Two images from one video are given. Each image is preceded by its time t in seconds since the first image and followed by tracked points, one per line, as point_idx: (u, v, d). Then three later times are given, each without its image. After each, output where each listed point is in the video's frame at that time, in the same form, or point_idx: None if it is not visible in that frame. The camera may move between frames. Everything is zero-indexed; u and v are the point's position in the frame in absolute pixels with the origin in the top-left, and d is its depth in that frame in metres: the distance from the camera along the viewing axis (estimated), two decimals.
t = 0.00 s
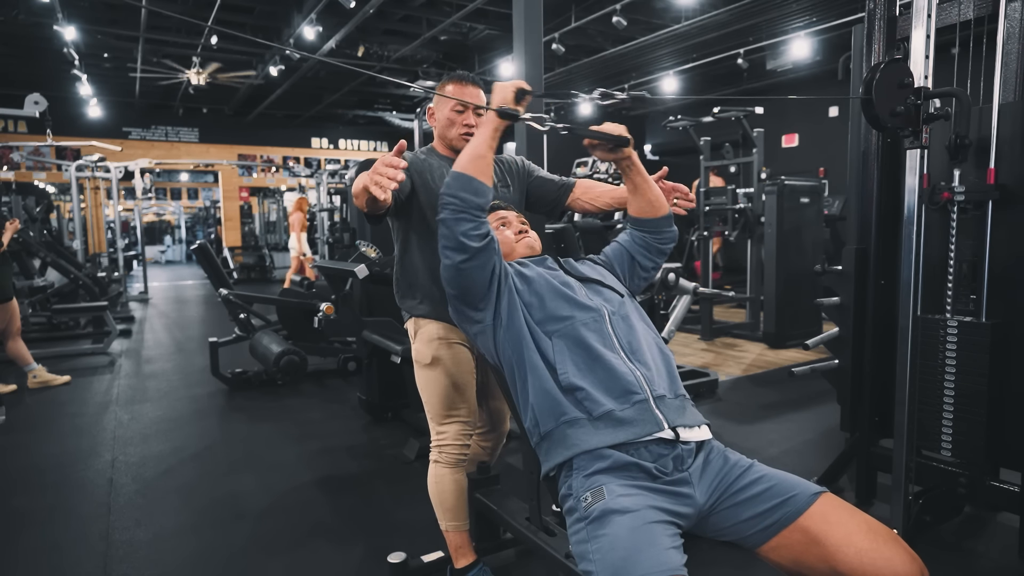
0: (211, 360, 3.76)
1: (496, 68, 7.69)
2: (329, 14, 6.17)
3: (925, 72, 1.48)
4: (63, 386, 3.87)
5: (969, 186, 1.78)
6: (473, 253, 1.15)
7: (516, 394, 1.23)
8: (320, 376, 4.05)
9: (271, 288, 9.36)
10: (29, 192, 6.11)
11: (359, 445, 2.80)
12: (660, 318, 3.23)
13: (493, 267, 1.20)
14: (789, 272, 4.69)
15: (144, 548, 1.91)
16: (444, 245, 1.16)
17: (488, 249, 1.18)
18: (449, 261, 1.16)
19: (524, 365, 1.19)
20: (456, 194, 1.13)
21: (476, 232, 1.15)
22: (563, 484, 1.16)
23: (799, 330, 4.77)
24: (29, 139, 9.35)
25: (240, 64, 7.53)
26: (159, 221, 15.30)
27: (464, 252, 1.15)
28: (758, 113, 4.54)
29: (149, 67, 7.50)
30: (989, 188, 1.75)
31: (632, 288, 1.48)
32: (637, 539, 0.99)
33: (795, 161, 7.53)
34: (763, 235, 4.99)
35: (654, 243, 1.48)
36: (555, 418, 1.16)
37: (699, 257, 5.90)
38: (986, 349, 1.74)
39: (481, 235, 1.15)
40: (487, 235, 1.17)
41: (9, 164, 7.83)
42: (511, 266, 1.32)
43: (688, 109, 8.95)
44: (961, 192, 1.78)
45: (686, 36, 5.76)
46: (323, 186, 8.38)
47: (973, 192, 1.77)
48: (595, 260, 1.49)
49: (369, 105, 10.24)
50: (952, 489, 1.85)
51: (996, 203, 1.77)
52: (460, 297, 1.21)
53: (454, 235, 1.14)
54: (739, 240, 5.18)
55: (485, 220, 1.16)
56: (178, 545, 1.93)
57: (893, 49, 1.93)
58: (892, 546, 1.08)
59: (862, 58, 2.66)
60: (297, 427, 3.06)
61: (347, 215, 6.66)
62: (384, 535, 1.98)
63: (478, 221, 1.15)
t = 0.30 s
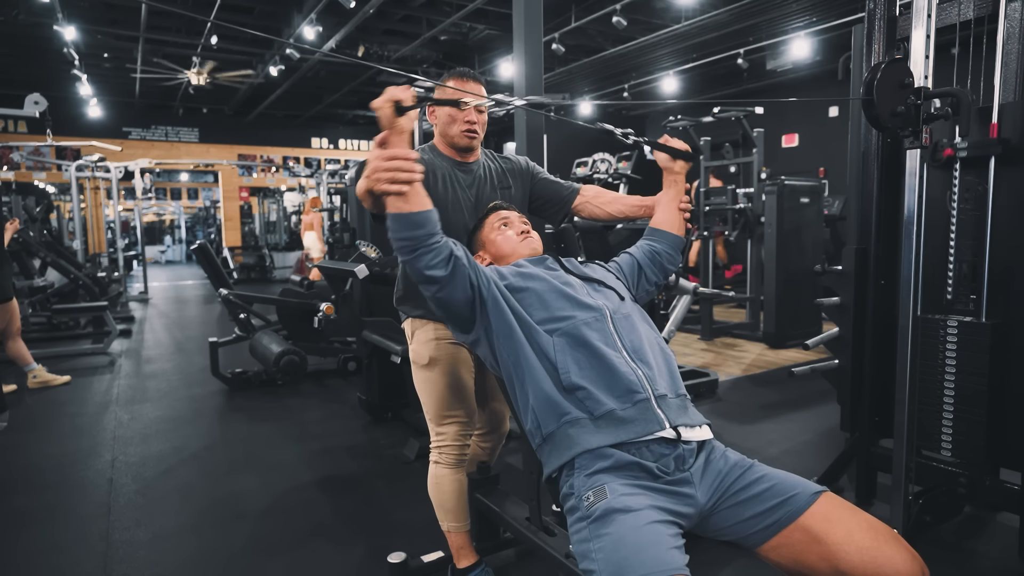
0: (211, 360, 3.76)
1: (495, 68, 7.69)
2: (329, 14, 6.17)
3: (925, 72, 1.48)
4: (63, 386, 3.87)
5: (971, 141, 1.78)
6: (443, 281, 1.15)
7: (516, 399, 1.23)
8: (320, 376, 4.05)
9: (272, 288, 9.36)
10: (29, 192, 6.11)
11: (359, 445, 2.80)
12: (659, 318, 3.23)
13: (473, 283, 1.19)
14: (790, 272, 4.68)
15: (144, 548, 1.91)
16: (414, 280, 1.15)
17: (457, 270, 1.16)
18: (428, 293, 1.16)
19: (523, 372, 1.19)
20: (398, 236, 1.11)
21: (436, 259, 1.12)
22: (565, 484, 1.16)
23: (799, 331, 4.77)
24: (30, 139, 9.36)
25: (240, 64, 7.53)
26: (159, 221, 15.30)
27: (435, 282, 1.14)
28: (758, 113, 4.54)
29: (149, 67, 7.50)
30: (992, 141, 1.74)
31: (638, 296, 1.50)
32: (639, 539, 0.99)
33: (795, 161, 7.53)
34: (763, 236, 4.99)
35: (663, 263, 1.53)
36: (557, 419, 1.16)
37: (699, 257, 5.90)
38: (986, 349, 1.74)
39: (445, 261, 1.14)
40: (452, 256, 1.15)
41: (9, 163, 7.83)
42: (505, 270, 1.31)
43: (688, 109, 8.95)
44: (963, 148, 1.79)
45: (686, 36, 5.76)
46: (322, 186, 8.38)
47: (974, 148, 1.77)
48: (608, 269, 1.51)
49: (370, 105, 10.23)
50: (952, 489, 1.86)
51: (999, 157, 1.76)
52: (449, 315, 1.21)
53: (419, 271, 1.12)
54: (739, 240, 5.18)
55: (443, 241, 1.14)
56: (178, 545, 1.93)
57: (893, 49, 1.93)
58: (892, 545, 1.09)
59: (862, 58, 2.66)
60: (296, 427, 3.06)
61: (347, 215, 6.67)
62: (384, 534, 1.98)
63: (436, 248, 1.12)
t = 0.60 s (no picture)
0: (211, 360, 3.76)
1: (495, 68, 7.69)
2: (329, 15, 6.17)
3: (925, 72, 1.48)
4: (63, 386, 3.87)
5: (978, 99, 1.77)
6: (407, 315, 1.18)
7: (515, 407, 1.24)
8: (320, 376, 4.05)
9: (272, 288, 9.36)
10: (29, 192, 6.11)
11: (359, 445, 2.80)
12: (660, 318, 3.23)
13: (440, 306, 1.22)
14: (790, 272, 4.69)
15: (144, 548, 1.91)
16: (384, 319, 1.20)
17: (415, 301, 1.19)
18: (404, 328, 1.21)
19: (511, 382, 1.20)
20: (352, 296, 1.12)
21: (389, 297, 1.15)
22: (564, 484, 1.16)
23: (799, 330, 4.77)
24: (30, 139, 9.36)
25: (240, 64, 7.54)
26: (159, 221, 15.30)
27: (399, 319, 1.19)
28: (758, 113, 4.54)
29: (149, 67, 7.50)
30: (997, 99, 1.74)
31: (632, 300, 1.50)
32: (636, 540, 0.99)
33: (795, 161, 7.53)
34: (763, 235, 4.99)
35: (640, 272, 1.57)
36: (551, 420, 1.16)
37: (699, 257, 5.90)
38: (986, 349, 1.74)
39: (401, 298, 1.17)
40: (405, 290, 1.18)
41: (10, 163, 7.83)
42: (490, 275, 1.32)
43: (688, 109, 8.95)
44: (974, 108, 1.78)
45: (686, 36, 5.75)
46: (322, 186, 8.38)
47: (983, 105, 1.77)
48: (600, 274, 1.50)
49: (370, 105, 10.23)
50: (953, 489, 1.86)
51: (1000, 117, 1.76)
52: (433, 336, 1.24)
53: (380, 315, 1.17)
54: (739, 240, 5.18)
55: (392, 278, 1.16)
56: (178, 545, 1.93)
57: (893, 49, 1.93)
58: (891, 544, 1.09)
59: (862, 58, 2.66)
60: (296, 427, 3.06)
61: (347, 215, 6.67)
62: (384, 534, 1.98)
63: (387, 290, 1.15)
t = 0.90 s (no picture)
0: (211, 360, 3.76)
1: (495, 68, 7.69)
2: (328, 15, 6.17)
3: (925, 72, 1.47)
4: (63, 386, 3.87)
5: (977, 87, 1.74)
6: (397, 338, 1.22)
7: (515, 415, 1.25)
8: (320, 376, 4.05)
9: (272, 288, 9.36)
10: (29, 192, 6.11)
11: (359, 445, 2.80)
12: (660, 319, 3.23)
13: (430, 324, 1.26)
14: (790, 272, 4.69)
15: (144, 548, 1.91)
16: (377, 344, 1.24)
17: (403, 324, 1.23)
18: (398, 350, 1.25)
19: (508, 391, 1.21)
20: (342, 328, 1.18)
21: (376, 323, 1.19)
22: (562, 485, 1.16)
23: (799, 330, 4.77)
24: (30, 139, 9.37)
25: (240, 64, 7.54)
26: (158, 221, 15.30)
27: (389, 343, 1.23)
28: (758, 113, 4.54)
29: (149, 67, 7.51)
30: (998, 87, 1.70)
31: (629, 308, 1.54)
32: (634, 541, 0.99)
33: (795, 161, 7.53)
34: (763, 235, 4.99)
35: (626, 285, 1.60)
36: (548, 424, 1.16)
37: (699, 257, 5.90)
38: (986, 349, 1.74)
39: (387, 322, 1.21)
40: (391, 315, 1.22)
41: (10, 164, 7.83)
42: (484, 281, 1.33)
43: (687, 109, 8.95)
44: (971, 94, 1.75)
45: (685, 36, 5.75)
46: (323, 186, 8.37)
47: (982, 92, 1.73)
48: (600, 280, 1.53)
49: (369, 105, 10.23)
50: (952, 489, 1.86)
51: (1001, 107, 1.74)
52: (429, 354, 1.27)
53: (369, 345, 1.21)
54: (739, 240, 5.18)
55: (377, 305, 1.21)
56: (178, 545, 1.93)
57: (893, 49, 1.94)
58: (891, 545, 1.09)
59: (862, 58, 2.66)
60: (296, 427, 3.06)
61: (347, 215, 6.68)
62: (384, 534, 1.98)
63: (373, 318, 1.19)
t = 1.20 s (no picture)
0: (211, 360, 3.76)
1: (495, 68, 7.69)
2: (328, 14, 6.17)
3: (925, 72, 1.48)
4: (63, 386, 3.87)
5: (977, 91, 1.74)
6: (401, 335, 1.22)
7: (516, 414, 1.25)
8: (320, 376, 4.05)
9: (272, 288, 9.35)
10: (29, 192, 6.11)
11: (359, 445, 2.80)
12: (661, 319, 3.24)
13: (433, 322, 1.26)
14: (790, 272, 4.69)
15: (145, 548, 1.91)
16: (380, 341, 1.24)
17: (407, 320, 1.22)
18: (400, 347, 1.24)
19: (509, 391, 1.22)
20: (346, 323, 1.17)
21: (381, 319, 1.19)
22: (563, 486, 1.16)
23: (799, 330, 4.77)
24: (30, 139, 9.37)
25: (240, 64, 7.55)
26: (158, 221, 15.30)
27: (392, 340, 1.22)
28: (758, 113, 4.54)
29: (149, 67, 7.51)
30: (998, 91, 1.70)
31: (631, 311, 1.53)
32: (635, 541, 0.99)
33: (795, 161, 7.53)
34: (763, 235, 4.99)
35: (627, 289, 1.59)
36: (550, 424, 1.16)
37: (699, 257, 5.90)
38: (986, 349, 1.74)
39: (392, 319, 1.20)
40: (396, 311, 1.21)
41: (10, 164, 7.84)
42: (486, 281, 1.33)
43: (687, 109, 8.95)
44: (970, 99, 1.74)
45: (685, 36, 5.76)
46: (323, 186, 8.37)
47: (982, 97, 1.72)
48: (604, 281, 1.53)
49: (369, 105, 10.24)
50: (953, 489, 1.86)
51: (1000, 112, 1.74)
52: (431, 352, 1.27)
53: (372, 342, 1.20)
54: (739, 240, 5.18)
55: (381, 301, 1.20)
56: (179, 544, 1.93)
57: (893, 49, 1.93)
58: (891, 545, 1.09)
59: (862, 58, 2.66)
60: (297, 427, 3.06)
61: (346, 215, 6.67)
62: (385, 535, 1.98)
63: (377, 314, 1.19)
